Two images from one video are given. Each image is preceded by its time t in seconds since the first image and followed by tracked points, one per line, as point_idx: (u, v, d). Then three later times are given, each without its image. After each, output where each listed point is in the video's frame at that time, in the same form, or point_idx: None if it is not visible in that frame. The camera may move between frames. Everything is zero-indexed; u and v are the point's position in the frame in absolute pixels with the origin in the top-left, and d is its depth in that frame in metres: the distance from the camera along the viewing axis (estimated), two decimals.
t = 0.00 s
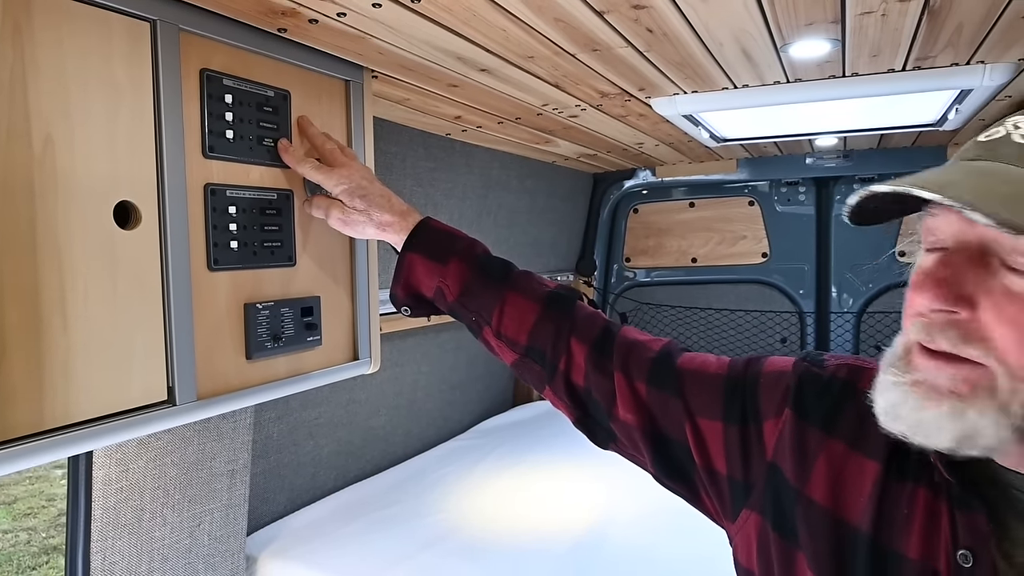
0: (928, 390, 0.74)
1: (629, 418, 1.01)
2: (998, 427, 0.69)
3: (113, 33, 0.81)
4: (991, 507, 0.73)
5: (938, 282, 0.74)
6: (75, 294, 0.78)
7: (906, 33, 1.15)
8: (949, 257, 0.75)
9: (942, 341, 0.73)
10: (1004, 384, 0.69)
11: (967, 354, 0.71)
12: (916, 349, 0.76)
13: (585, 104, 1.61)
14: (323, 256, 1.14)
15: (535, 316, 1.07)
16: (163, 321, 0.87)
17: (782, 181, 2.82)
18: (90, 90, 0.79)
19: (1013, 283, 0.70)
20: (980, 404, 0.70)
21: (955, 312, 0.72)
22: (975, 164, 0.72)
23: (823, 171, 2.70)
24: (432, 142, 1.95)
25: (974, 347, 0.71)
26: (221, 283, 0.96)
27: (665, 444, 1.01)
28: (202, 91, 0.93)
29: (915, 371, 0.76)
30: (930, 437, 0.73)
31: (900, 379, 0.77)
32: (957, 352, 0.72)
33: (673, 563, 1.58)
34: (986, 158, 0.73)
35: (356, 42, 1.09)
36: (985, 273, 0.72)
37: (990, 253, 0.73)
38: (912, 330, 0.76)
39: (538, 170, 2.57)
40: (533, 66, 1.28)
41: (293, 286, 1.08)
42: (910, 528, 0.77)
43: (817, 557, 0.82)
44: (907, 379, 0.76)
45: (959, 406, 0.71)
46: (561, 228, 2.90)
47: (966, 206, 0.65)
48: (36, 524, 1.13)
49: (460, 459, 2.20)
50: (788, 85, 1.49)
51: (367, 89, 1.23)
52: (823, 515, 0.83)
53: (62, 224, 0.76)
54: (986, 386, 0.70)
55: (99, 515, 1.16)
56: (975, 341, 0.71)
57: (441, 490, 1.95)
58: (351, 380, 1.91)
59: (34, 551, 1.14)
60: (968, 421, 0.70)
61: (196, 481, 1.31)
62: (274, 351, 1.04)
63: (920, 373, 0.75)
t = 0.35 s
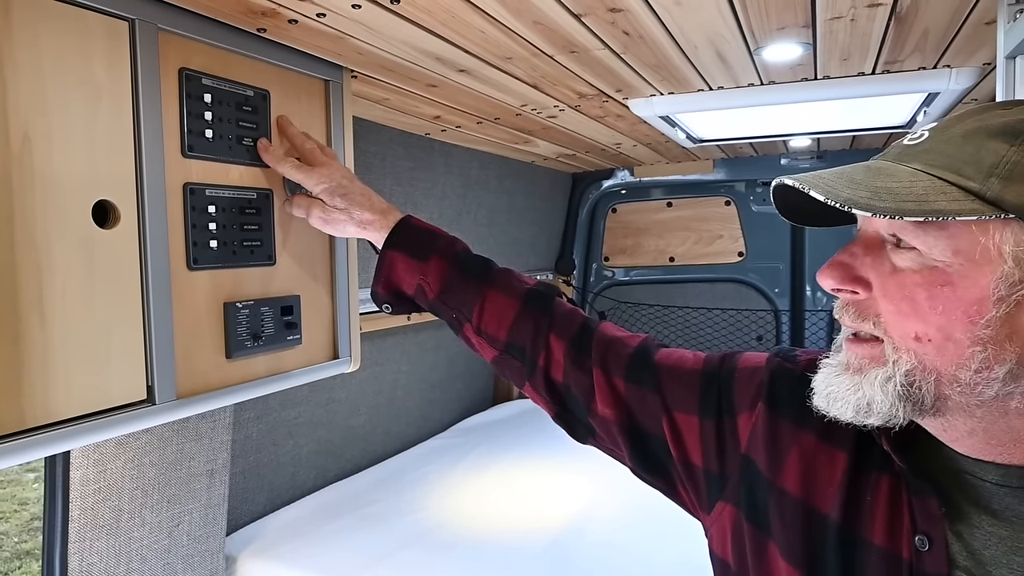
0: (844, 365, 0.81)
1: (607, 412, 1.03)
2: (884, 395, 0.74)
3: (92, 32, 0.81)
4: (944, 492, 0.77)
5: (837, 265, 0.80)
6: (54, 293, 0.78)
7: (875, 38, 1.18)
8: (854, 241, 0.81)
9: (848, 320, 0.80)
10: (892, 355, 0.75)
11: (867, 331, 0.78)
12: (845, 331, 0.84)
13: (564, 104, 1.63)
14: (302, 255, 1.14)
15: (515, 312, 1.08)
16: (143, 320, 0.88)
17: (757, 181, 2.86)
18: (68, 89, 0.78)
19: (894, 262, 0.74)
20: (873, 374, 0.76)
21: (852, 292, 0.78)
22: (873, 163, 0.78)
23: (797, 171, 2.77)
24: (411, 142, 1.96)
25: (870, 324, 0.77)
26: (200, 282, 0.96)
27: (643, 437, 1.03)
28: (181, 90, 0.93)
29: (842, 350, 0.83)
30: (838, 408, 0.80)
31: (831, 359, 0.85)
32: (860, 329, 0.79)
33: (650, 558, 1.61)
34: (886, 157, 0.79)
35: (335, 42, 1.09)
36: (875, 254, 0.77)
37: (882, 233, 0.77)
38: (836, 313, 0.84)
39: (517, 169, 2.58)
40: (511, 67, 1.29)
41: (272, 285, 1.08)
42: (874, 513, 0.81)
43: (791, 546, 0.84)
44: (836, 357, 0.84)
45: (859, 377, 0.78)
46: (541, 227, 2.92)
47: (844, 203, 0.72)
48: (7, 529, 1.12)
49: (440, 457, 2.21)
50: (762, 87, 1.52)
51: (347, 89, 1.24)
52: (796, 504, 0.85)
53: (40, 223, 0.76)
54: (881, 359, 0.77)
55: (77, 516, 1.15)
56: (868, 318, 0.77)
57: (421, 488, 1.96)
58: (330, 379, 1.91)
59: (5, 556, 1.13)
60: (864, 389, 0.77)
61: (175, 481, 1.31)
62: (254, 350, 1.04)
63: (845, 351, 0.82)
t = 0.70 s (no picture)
0: (828, 369, 0.80)
1: (591, 408, 1.05)
2: (883, 397, 0.74)
3: (81, 33, 0.82)
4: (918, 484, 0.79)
5: (825, 268, 0.79)
6: (44, 292, 0.78)
7: (851, 42, 1.21)
8: (836, 245, 0.80)
9: (833, 323, 0.79)
10: (884, 357, 0.74)
11: (852, 334, 0.77)
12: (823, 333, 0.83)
13: (548, 105, 1.65)
14: (290, 255, 1.15)
15: (500, 311, 1.10)
16: (132, 318, 0.88)
17: (738, 181, 2.90)
18: (56, 89, 0.79)
19: (885, 265, 0.74)
20: (865, 377, 0.76)
21: (841, 294, 0.77)
22: (862, 164, 0.78)
23: (778, 172, 2.80)
24: (396, 142, 1.97)
25: (857, 326, 0.76)
26: (189, 281, 0.97)
27: (625, 432, 1.05)
28: (170, 90, 0.94)
29: (823, 354, 0.82)
30: (832, 411, 0.78)
31: (811, 362, 0.84)
32: (844, 331, 0.78)
33: (634, 550, 1.64)
34: (872, 158, 0.79)
35: (322, 43, 1.10)
36: (864, 257, 0.76)
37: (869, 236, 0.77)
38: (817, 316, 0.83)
39: (502, 169, 2.60)
40: (496, 69, 1.31)
41: (260, 284, 1.09)
42: (848, 503, 0.84)
43: (768, 537, 0.86)
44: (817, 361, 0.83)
45: (850, 381, 0.77)
46: (525, 226, 2.94)
47: (854, 207, 0.71)
48: None
49: (425, 455, 2.22)
50: (741, 89, 1.55)
51: (333, 90, 1.25)
52: (773, 495, 0.88)
53: (31, 223, 0.77)
54: (872, 361, 0.76)
55: (64, 514, 1.15)
56: (856, 320, 0.77)
57: (407, 486, 1.97)
58: (316, 378, 1.91)
59: None
60: (858, 392, 0.76)
61: (161, 480, 1.31)
62: (242, 348, 1.05)
63: (827, 355, 0.81)
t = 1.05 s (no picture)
0: (905, 393, 0.77)
1: (587, 406, 1.07)
2: (982, 418, 0.72)
3: (81, 34, 0.82)
4: (913, 479, 0.80)
5: (914, 286, 0.76)
6: (45, 293, 0.79)
7: (840, 45, 1.23)
8: (913, 263, 0.78)
9: (918, 343, 0.75)
10: (978, 375, 0.73)
11: (941, 353, 0.74)
12: (883, 354, 0.80)
13: (541, 105, 1.66)
14: (287, 255, 1.16)
15: (497, 310, 1.12)
16: (131, 318, 0.89)
17: (728, 181, 2.93)
18: (56, 90, 0.79)
19: (975, 280, 0.75)
20: (949, 396, 0.74)
21: (927, 313, 0.75)
22: (949, 171, 0.77)
23: (766, 172, 2.81)
24: (389, 141, 1.97)
25: (949, 344, 0.74)
26: (187, 280, 0.98)
27: (621, 430, 1.07)
28: (168, 91, 0.94)
29: (887, 377, 0.79)
30: (916, 436, 0.75)
31: (871, 386, 0.80)
32: (932, 351, 0.75)
33: (629, 545, 1.66)
34: (941, 162, 0.78)
35: (319, 44, 1.11)
36: (952, 275, 0.76)
37: (952, 255, 0.77)
38: (879, 337, 0.79)
39: (494, 169, 2.61)
40: (491, 70, 1.32)
41: (257, 283, 1.10)
42: (841, 498, 0.85)
43: (762, 531, 0.88)
44: (881, 385, 0.79)
45: (940, 404, 0.74)
46: (517, 225, 2.95)
47: (1009, 227, 0.70)
48: None
49: (419, 454, 2.23)
50: (732, 90, 1.57)
51: (330, 90, 1.26)
52: (766, 490, 0.90)
53: (31, 224, 0.77)
54: (960, 380, 0.74)
55: (60, 514, 1.15)
56: (946, 340, 0.74)
57: (401, 484, 1.98)
58: (309, 377, 1.92)
59: None
60: (952, 415, 0.73)
61: (157, 479, 1.31)
62: (240, 348, 1.06)
63: (893, 378, 0.79)
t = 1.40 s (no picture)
0: (918, 392, 0.78)
1: (588, 403, 1.08)
2: (995, 414, 0.73)
3: (89, 36, 0.83)
4: (911, 473, 0.82)
5: (926, 286, 0.77)
6: (55, 293, 0.80)
7: (838, 46, 1.24)
8: (924, 264, 0.79)
9: (932, 343, 0.76)
10: (989, 372, 0.74)
11: (954, 352, 0.76)
12: (894, 354, 0.81)
13: (541, 105, 1.67)
14: (290, 254, 1.17)
15: (499, 308, 1.13)
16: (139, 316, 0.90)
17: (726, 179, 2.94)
18: (65, 92, 0.80)
19: (985, 279, 0.76)
20: (964, 395, 0.75)
21: (938, 313, 0.76)
22: (959, 174, 0.78)
23: (764, 171, 2.83)
24: (390, 141, 1.98)
25: (962, 343, 0.75)
26: (193, 279, 0.99)
27: (622, 426, 1.08)
28: (174, 92, 0.95)
29: (898, 376, 0.80)
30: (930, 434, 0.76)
31: (881, 386, 0.81)
32: (946, 350, 0.76)
33: (630, 540, 1.67)
34: (949, 166, 0.79)
35: (323, 45, 1.12)
36: (962, 275, 0.77)
37: (961, 256, 0.78)
38: (891, 338, 0.80)
39: (493, 168, 2.62)
40: (493, 70, 1.33)
41: (261, 282, 1.11)
42: (840, 493, 0.87)
43: (762, 526, 0.90)
44: (891, 385, 0.80)
45: (954, 403, 0.75)
46: (516, 224, 2.96)
47: None
48: None
49: (419, 451, 2.24)
50: (730, 90, 1.58)
51: (332, 90, 1.26)
52: (766, 485, 0.91)
53: (41, 224, 0.78)
54: (972, 378, 0.75)
55: (66, 511, 1.16)
56: (959, 338, 0.75)
57: (401, 482, 1.99)
58: (310, 375, 1.93)
59: None
60: (967, 412, 0.74)
61: (161, 476, 1.32)
62: (245, 346, 1.07)
63: (905, 377, 0.79)
